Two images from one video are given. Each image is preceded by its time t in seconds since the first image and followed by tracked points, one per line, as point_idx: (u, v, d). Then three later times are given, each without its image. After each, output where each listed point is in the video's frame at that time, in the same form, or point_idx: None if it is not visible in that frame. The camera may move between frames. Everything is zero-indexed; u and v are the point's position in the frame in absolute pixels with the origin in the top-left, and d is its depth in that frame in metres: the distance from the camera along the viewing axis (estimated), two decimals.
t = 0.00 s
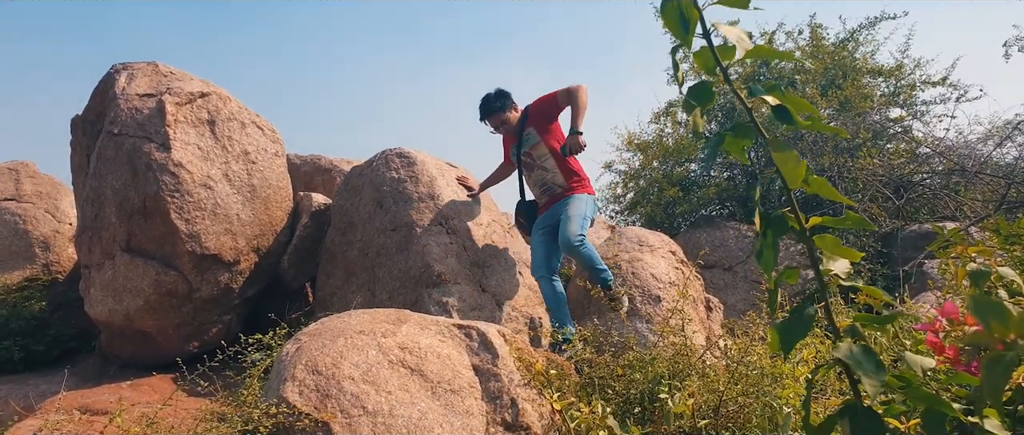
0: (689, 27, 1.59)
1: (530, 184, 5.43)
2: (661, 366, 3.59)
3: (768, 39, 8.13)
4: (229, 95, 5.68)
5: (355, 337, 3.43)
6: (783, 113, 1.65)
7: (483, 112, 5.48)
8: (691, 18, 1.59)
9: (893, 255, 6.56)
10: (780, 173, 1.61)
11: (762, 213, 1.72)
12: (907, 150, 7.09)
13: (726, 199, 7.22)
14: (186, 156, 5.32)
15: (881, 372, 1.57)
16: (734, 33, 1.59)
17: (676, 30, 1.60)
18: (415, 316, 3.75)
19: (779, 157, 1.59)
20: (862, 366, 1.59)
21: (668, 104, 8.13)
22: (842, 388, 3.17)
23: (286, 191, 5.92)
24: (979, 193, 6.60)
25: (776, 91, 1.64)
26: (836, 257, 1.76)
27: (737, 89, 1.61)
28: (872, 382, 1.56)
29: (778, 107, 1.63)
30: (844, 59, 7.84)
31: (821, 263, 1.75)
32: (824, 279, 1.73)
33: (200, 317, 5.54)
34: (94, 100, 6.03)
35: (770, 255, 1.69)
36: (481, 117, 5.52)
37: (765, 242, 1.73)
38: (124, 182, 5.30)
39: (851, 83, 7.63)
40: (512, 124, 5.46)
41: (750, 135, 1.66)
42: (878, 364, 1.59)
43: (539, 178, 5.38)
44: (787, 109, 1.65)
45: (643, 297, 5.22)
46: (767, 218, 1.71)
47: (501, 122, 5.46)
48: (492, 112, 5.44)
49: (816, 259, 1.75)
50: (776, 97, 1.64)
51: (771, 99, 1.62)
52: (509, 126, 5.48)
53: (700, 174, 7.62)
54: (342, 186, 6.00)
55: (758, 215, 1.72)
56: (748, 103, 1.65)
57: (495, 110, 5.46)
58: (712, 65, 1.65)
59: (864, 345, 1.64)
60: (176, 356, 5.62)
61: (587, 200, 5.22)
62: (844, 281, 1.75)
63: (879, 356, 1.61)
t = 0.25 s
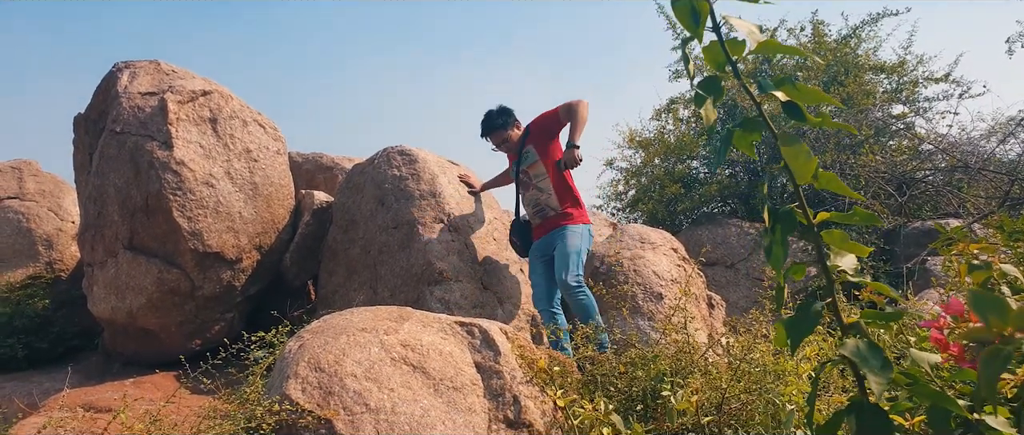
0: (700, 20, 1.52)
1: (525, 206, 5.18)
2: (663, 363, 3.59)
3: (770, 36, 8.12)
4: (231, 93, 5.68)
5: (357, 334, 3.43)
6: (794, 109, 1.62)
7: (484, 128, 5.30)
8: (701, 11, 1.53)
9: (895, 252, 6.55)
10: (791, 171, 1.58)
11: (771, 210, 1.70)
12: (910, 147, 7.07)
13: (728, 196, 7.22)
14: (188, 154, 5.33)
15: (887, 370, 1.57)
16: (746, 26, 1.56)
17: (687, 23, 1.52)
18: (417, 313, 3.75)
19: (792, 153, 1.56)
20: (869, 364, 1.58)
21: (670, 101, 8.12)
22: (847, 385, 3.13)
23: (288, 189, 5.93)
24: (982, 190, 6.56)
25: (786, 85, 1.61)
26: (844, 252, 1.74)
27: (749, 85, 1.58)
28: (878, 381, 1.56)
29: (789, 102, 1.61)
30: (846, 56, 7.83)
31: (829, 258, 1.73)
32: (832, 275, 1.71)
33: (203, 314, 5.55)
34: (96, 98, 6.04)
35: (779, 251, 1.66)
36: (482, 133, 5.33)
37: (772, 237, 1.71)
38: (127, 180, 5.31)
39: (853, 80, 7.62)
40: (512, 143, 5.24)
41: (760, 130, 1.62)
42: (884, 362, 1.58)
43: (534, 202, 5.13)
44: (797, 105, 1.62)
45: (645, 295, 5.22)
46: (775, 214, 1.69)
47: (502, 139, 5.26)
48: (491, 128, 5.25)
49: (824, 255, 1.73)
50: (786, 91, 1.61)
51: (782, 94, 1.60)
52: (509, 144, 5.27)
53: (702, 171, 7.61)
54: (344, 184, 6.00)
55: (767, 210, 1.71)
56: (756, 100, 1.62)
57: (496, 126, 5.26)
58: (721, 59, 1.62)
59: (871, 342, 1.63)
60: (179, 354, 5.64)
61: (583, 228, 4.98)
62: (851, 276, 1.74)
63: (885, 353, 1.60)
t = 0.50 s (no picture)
0: (709, 18, 1.54)
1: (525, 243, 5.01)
2: (666, 361, 3.59)
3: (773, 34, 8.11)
4: (235, 91, 5.69)
5: (361, 332, 3.44)
6: (805, 106, 1.63)
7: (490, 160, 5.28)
8: (711, 8, 1.54)
9: (899, 250, 6.53)
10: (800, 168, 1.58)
11: (780, 206, 1.71)
12: (914, 145, 7.06)
13: (731, 194, 7.21)
14: (192, 152, 5.33)
15: (895, 370, 1.57)
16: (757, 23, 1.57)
17: (697, 21, 1.54)
18: (420, 311, 3.76)
19: (801, 150, 1.56)
20: (878, 362, 1.58)
21: (673, 99, 8.12)
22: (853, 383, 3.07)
23: (291, 186, 5.94)
24: (987, 188, 6.55)
25: (796, 82, 1.62)
26: (852, 249, 1.74)
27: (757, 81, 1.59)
28: (887, 379, 1.57)
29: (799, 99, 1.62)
30: (850, 54, 7.81)
31: (837, 255, 1.73)
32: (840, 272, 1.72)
33: (206, 312, 5.57)
34: (100, 96, 6.05)
35: (788, 249, 1.66)
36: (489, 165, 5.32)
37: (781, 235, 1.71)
38: (130, 178, 5.31)
39: (857, 78, 7.60)
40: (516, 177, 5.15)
41: (769, 127, 1.63)
42: (893, 360, 1.58)
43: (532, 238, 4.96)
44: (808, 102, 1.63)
45: (648, 293, 5.22)
46: (784, 211, 1.69)
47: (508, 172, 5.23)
48: (496, 160, 5.23)
49: (832, 252, 1.73)
50: (796, 88, 1.62)
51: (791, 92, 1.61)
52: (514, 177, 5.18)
53: (705, 169, 7.61)
54: (347, 182, 6.01)
55: (776, 207, 1.70)
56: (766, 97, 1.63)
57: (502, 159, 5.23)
58: (730, 55, 1.63)
59: (879, 339, 1.63)
60: (183, 351, 5.65)
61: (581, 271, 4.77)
62: (859, 274, 1.74)
63: (894, 352, 1.60)
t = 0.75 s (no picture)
0: (719, 16, 1.54)
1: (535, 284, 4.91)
2: (672, 359, 3.59)
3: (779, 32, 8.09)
4: (240, 90, 5.70)
5: (366, 330, 3.44)
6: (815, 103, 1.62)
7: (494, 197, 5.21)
8: (721, 6, 1.54)
9: (905, 248, 6.51)
10: (811, 165, 1.58)
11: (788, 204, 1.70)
12: (920, 142, 7.04)
13: (736, 192, 7.20)
14: (197, 151, 5.34)
15: (906, 366, 1.56)
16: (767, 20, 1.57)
17: (707, 18, 1.54)
18: (426, 309, 3.76)
19: (812, 147, 1.56)
20: (887, 360, 1.58)
21: (678, 97, 8.11)
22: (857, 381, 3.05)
23: (296, 185, 5.95)
24: (993, 186, 6.52)
25: (806, 80, 1.62)
26: (861, 248, 1.74)
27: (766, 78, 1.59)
28: (898, 376, 1.56)
29: (809, 97, 1.61)
30: (856, 51, 7.79)
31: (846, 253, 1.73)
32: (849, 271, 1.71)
33: (212, 310, 5.58)
34: (107, 94, 6.06)
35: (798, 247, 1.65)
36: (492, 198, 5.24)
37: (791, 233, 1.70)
38: (136, 176, 5.33)
39: (863, 75, 7.58)
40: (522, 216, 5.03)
41: (779, 123, 1.63)
42: (903, 357, 1.58)
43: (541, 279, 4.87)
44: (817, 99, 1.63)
45: (653, 291, 5.22)
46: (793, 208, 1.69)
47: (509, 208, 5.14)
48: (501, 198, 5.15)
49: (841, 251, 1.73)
50: (806, 86, 1.62)
51: (801, 90, 1.61)
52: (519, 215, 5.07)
53: (710, 167, 7.59)
54: (352, 181, 6.01)
55: (785, 204, 1.70)
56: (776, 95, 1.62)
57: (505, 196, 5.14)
58: (739, 53, 1.62)
59: (888, 338, 1.63)
60: (189, 349, 5.66)
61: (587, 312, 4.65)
62: (868, 272, 1.74)
63: (903, 349, 1.60)
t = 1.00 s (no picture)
0: (731, 12, 1.53)
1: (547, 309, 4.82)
2: (681, 358, 3.58)
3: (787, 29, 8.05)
4: (249, 89, 5.71)
5: (375, 328, 3.45)
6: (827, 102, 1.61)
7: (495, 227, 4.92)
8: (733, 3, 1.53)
9: (915, 246, 6.48)
10: (824, 163, 1.56)
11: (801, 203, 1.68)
12: (930, 140, 7.00)
13: (744, 191, 7.19)
14: (206, 150, 5.36)
15: (920, 365, 1.55)
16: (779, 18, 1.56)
17: (719, 15, 1.53)
18: (434, 307, 3.76)
19: (826, 145, 1.54)
20: (901, 358, 1.57)
21: (686, 95, 8.08)
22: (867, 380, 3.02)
23: (305, 184, 5.96)
24: (1004, 184, 6.48)
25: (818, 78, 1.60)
26: (873, 246, 1.73)
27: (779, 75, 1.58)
28: (911, 375, 1.54)
29: (822, 96, 1.60)
30: (865, 49, 7.74)
31: (858, 252, 1.72)
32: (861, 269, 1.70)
33: (221, 308, 5.60)
34: (116, 94, 6.08)
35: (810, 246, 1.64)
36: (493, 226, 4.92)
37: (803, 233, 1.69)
38: (146, 175, 5.34)
39: (873, 73, 7.54)
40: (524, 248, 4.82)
41: (792, 121, 1.61)
42: (916, 355, 1.57)
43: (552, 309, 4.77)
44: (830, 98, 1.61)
45: (662, 289, 5.21)
46: (805, 208, 1.68)
47: (511, 239, 4.85)
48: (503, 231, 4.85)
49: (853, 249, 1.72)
50: (818, 84, 1.61)
51: (814, 88, 1.59)
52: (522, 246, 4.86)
53: (718, 165, 7.56)
54: (360, 179, 6.02)
55: (797, 203, 1.68)
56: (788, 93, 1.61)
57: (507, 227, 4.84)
58: (750, 50, 1.61)
59: (902, 337, 1.61)
60: (198, 348, 5.68)
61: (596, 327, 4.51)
62: (880, 270, 1.73)
63: (917, 347, 1.58)
